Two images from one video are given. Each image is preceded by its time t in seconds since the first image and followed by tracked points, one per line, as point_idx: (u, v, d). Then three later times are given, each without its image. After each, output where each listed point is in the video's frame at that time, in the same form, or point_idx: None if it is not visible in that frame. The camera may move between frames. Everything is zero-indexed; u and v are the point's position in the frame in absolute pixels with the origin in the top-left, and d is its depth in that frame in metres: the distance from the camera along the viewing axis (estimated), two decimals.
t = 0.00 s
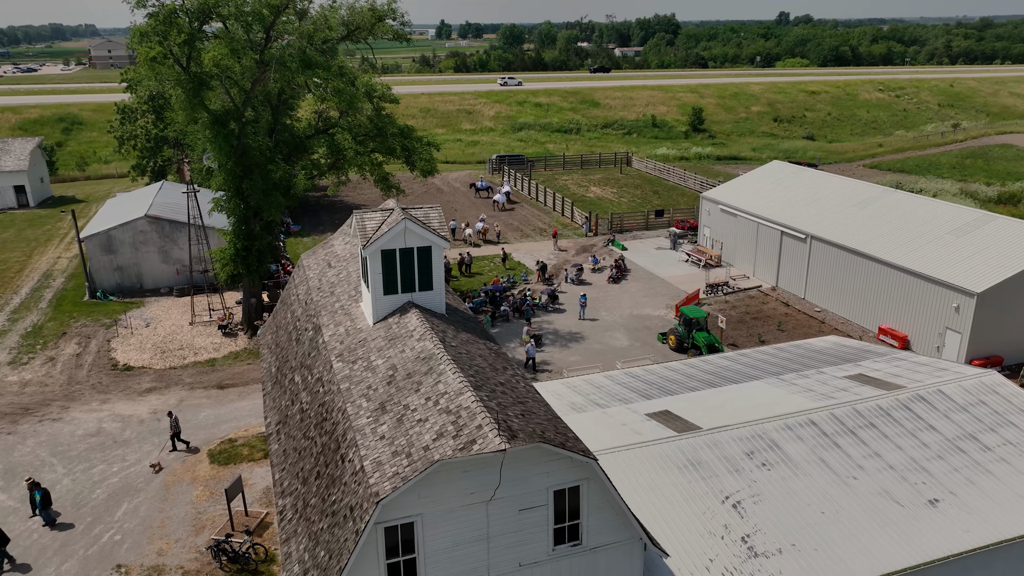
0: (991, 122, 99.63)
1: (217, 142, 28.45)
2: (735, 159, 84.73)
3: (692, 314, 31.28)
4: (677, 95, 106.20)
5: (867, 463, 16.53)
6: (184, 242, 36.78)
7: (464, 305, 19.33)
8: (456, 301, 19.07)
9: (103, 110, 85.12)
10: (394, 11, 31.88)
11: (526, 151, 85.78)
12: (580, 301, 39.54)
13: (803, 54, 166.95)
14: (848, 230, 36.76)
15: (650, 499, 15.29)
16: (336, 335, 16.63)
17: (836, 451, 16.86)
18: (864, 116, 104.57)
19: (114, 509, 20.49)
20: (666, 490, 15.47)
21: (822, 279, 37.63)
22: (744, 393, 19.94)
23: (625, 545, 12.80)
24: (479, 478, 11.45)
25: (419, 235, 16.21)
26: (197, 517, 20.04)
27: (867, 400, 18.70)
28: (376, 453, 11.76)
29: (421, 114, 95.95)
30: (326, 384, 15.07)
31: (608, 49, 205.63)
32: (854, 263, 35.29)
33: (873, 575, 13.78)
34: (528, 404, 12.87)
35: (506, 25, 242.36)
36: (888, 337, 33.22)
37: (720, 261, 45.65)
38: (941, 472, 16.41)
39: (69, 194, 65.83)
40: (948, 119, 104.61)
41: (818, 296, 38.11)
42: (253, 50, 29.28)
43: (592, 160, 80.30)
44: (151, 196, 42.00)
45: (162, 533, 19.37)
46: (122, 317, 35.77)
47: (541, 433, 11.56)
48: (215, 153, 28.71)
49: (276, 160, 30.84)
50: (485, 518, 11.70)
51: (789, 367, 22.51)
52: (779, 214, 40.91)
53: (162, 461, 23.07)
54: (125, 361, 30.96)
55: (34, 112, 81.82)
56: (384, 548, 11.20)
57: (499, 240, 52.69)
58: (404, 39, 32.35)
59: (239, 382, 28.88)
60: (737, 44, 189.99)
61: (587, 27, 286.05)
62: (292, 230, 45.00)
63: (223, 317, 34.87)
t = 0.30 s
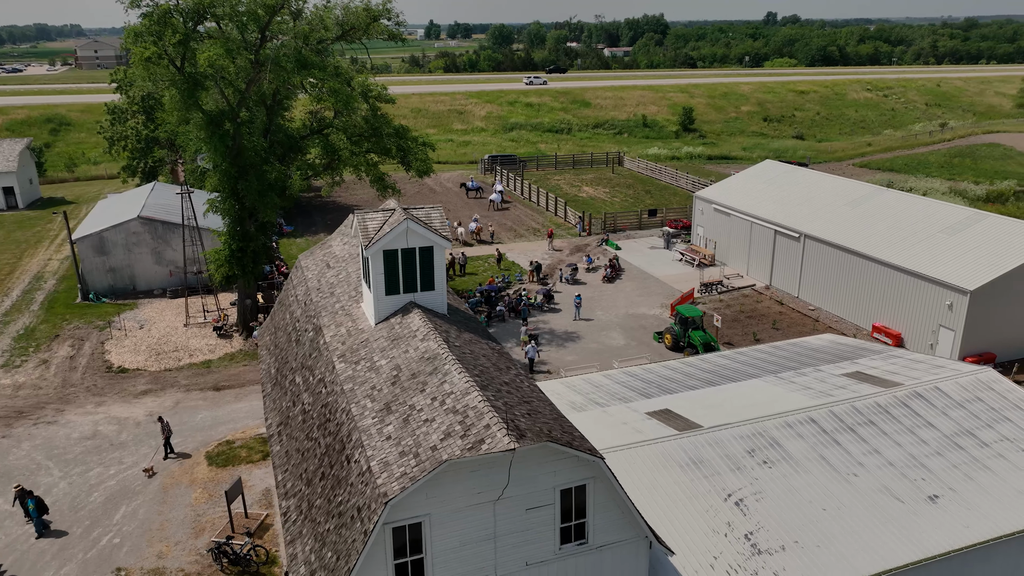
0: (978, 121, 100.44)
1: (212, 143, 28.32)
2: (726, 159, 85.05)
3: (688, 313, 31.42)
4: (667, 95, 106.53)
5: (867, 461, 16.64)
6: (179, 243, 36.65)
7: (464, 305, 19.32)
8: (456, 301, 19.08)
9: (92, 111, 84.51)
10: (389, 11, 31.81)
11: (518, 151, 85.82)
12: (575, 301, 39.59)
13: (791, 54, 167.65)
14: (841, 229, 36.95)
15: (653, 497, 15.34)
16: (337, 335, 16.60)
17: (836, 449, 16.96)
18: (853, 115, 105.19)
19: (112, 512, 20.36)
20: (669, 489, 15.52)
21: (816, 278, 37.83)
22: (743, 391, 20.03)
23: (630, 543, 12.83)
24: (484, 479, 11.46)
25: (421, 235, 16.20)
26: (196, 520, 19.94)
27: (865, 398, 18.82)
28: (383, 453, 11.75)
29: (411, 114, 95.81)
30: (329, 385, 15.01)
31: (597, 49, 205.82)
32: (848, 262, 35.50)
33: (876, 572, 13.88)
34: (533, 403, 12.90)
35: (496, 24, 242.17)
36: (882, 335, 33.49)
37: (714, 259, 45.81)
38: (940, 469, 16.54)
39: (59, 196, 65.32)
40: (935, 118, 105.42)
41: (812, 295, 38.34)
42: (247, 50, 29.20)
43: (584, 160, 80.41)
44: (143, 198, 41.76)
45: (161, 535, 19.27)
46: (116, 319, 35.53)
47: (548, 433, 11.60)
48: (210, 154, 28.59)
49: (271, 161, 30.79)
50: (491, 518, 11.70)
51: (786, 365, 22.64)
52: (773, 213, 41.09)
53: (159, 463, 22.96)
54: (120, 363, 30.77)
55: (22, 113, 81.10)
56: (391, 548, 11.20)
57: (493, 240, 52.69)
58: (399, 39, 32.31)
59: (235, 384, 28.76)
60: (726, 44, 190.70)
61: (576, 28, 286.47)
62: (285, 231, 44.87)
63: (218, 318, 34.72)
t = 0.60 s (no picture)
0: (966, 121, 101.13)
1: (207, 144, 28.23)
2: (717, 159, 85.34)
3: (684, 313, 31.51)
4: (659, 95, 106.81)
5: (867, 458, 16.75)
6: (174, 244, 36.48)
7: (464, 305, 19.32)
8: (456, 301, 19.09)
9: (82, 112, 83.93)
10: (384, 11, 31.79)
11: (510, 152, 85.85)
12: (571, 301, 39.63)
13: (780, 54, 168.29)
14: (836, 228, 37.13)
15: (657, 497, 15.39)
16: (340, 336, 16.57)
17: (836, 447, 17.07)
18: (843, 115, 105.75)
19: (111, 515, 20.25)
20: (673, 488, 15.57)
21: (810, 277, 38.02)
22: (743, 390, 20.11)
23: (637, 542, 12.88)
24: (492, 479, 11.47)
25: (423, 235, 16.17)
26: (197, 522, 19.86)
27: (864, 396, 18.94)
28: (390, 454, 11.75)
29: (404, 115, 95.68)
30: (332, 386, 14.98)
31: (587, 49, 205.99)
32: (843, 260, 35.68)
33: (880, 568, 13.98)
34: (539, 403, 12.93)
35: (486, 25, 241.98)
36: (877, 334, 33.70)
37: (709, 258, 45.94)
38: (939, 466, 16.68)
39: (49, 197, 64.84)
40: (924, 118, 106.05)
41: (806, 294, 38.53)
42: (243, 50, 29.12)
43: (577, 160, 80.49)
44: (137, 199, 41.55)
45: (161, 538, 19.18)
46: (110, 321, 35.32)
47: (556, 432, 11.63)
48: (206, 155, 28.52)
49: (267, 161, 30.78)
50: (499, 518, 11.72)
51: (784, 364, 22.78)
52: (767, 213, 41.26)
53: (158, 465, 22.84)
54: (115, 365, 30.61)
55: (11, 114, 80.45)
56: (400, 548, 11.20)
57: (487, 240, 52.71)
58: (395, 39, 32.29)
59: (232, 386, 28.66)
60: (715, 44, 191.31)
61: (566, 28, 286.76)
62: (279, 232, 44.72)
63: (213, 319, 34.58)
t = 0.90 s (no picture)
0: (956, 120, 101.83)
1: (204, 146, 28.10)
2: (710, 159, 85.58)
3: (682, 313, 31.58)
4: (651, 95, 107.04)
5: (869, 456, 16.85)
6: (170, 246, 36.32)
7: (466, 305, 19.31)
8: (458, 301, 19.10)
9: (73, 113, 83.39)
10: (381, 11, 31.71)
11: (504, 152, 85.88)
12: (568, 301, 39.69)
13: (770, 53, 168.81)
14: (832, 227, 37.27)
15: (662, 495, 15.44)
16: (343, 337, 16.56)
17: (838, 445, 17.16)
18: (834, 115, 106.24)
19: (112, 518, 20.15)
20: (677, 487, 15.61)
21: (806, 275, 38.18)
22: (744, 388, 20.19)
23: (644, 540, 12.92)
24: (501, 479, 11.48)
25: (427, 236, 16.17)
26: (198, 525, 19.78)
27: (864, 394, 19.05)
28: (398, 454, 11.76)
29: (396, 115, 95.53)
30: (336, 387, 14.96)
31: (578, 49, 206.29)
32: (839, 259, 35.84)
33: (883, 566, 14.06)
34: (546, 403, 12.96)
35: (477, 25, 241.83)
36: (873, 332, 33.87)
37: (704, 258, 46.06)
38: (940, 463, 16.80)
39: (41, 199, 64.41)
40: (914, 117, 106.66)
41: (802, 293, 38.68)
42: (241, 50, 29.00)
43: (571, 160, 80.56)
44: (131, 200, 41.37)
45: (163, 541, 19.10)
46: (106, 323, 35.14)
47: (565, 432, 11.66)
48: (203, 157, 28.40)
49: (265, 162, 30.77)
50: (508, 518, 11.74)
51: (784, 363, 22.88)
52: (763, 212, 41.40)
53: (157, 467, 22.74)
54: (112, 368, 30.46)
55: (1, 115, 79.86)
56: (410, 548, 11.19)
57: (483, 240, 52.71)
58: (392, 39, 32.23)
59: (231, 387, 28.56)
60: (706, 44, 191.88)
61: (557, 29, 287.09)
62: (274, 233, 44.58)
63: (210, 321, 34.46)
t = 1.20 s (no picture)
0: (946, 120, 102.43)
1: (202, 147, 27.99)
2: (703, 159, 85.83)
3: (681, 312, 31.69)
4: (644, 95, 107.27)
5: (871, 453, 16.95)
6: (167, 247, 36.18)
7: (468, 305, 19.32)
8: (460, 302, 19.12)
9: (64, 114, 82.88)
10: (378, 11, 31.66)
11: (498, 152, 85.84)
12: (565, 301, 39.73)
13: (761, 53, 169.37)
14: (828, 226, 37.41)
15: (667, 494, 15.49)
16: (346, 338, 16.55)
17: (840, 442, 17.25)
18: (826, 115, 106.72)
19: (113, 521, 20.06)
20: (682, 486, 15.66)
21: (803, 275, 38.32)
22: (745, 387, 20.28)
23: (651, 539, 12.97)
24: (511, 479, 11.50)
25: (432, 236, 16.23)
26: (200, 526, 19.72)
27: (865, 392, 19.16)
28: (408, 455, 11.77)
29: (390, 115, 95.37)
30: (342, 388, 14.94)
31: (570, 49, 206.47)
32: (835, 258, 35.99)
33: (887, 563, 14.16)
34: (554, 402, 13.00)
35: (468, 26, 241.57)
36: (869, 331, 34.05)
37: (700, 257, 46.20)
38: (941, 460, 16.92)
39: (33, 200, 63.98)
40: (905, 117, 107.27)
41: (799, 292, 38.85)
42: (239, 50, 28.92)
43: (565, 161, 80.61)
44: (127, 201, 41.16)
45: (165, 543, 19.02)
46: (102, 324, 34.98)
47: (574, 431, 11.70)
48: (201, 157, 28.30)
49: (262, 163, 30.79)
50: (517, 517, 11.76)
51: (784, 361, 23.00)
52: (759, 211, 41.52)
53: (157, 469, 22.64)
54: (109, 369, 30.32)
55: None
56: (420, 547, 11.20)
57: (479, 240, 52.71)
58: (389, 39, 32.21)
59: (229, 389, 28.46)
60: (696, 45, 192.42)
61: (548, 29, 287.24)
62: (270, 234, 44.43)
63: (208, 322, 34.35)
